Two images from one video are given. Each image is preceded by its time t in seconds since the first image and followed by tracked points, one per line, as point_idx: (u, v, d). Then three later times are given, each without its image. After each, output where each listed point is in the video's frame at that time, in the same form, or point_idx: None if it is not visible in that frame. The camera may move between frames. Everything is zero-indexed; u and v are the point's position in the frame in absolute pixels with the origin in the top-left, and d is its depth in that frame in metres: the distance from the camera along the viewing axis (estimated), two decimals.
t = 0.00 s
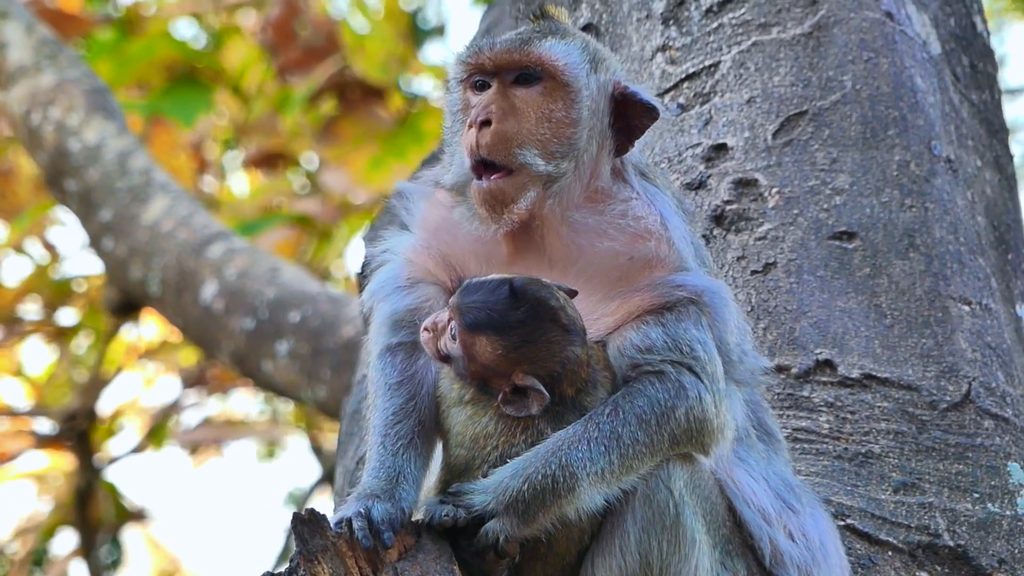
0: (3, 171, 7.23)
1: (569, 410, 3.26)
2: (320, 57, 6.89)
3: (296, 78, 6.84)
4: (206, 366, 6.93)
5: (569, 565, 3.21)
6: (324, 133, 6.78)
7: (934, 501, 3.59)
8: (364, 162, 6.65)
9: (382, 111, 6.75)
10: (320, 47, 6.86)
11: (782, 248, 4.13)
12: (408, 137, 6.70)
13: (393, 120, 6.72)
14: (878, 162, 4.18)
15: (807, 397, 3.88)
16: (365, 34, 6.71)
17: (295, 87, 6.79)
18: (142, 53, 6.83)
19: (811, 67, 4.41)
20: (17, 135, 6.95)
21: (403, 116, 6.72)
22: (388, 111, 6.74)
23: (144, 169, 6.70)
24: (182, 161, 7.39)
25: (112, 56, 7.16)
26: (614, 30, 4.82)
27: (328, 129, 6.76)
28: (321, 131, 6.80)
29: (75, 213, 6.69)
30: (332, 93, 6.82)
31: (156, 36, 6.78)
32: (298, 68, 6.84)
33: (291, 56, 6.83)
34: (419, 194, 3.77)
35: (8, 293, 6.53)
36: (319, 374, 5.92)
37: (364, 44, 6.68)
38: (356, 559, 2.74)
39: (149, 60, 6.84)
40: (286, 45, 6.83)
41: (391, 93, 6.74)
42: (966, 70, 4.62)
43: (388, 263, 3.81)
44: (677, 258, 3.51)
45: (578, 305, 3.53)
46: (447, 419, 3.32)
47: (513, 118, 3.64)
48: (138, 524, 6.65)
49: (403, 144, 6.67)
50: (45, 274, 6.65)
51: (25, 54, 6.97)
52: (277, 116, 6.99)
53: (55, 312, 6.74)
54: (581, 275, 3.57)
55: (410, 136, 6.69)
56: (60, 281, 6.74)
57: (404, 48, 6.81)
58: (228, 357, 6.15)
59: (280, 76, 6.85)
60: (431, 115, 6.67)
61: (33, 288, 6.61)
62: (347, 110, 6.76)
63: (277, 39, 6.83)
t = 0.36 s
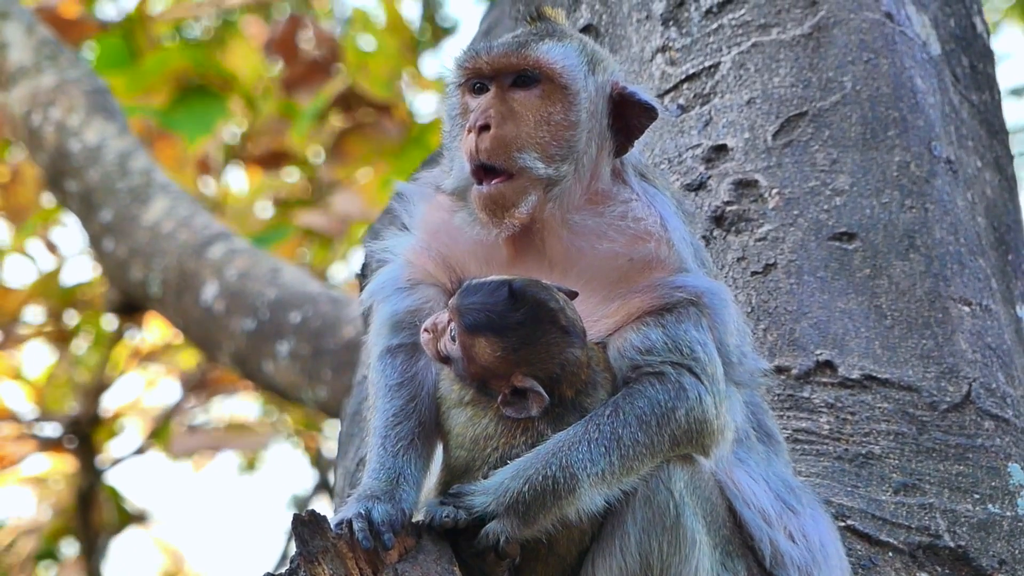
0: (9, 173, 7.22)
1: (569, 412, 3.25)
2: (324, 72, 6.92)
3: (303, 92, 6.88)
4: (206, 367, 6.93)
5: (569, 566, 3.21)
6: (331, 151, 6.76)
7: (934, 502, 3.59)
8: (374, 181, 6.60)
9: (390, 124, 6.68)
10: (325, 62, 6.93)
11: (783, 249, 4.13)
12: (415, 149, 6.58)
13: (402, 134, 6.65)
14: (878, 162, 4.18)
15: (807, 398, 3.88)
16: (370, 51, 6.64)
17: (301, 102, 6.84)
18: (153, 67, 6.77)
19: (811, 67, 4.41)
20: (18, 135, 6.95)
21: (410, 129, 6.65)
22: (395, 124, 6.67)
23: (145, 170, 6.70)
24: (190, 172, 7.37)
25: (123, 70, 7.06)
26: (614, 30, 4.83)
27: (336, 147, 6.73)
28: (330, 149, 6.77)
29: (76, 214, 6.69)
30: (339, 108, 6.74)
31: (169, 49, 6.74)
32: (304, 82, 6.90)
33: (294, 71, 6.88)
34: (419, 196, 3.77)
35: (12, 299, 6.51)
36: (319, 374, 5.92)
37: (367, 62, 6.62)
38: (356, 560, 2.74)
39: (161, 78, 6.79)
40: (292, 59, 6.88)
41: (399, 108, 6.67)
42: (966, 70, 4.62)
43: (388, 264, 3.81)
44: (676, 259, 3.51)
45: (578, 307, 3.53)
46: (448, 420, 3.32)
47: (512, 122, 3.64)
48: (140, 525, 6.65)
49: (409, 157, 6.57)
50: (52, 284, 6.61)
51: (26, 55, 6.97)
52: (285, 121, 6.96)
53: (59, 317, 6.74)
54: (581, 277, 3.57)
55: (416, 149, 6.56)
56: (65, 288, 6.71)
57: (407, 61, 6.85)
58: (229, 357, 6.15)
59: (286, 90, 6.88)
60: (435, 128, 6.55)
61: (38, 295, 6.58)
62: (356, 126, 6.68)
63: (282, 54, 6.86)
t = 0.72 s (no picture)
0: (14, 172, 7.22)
1: (571, 411, 3.25)
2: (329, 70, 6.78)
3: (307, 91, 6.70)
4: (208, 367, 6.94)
5: (570, 565, 3.20)
6: (337, 147, 6.69)
7: (936, 501, 3.59)
8: (380, 176, 6.57)
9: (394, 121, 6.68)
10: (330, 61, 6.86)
11: (785, 248, 4.13)
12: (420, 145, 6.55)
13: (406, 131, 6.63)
14: (880, 162, 4.18)
15: (809, 397, 3.88)
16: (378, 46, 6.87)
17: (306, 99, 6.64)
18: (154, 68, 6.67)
19: (813, 67, 4.41)
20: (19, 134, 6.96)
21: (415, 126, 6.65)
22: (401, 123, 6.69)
23: (147, 169, 6.71)
24: (200, 169, 7.33)
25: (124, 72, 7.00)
26: (616, 30, 4.83)
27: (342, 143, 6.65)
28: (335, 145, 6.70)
29: (77, 212, 6.69)
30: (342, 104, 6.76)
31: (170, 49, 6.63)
32: (308, 79, 6.73)
33: (299, 68, 6.71)
34: (421, 196, 3.77)
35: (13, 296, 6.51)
36: (321, 373, 5.92)
37: (376, 58, 6.85)
38: (358, 559, 2.75)
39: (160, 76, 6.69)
40: (294, 58, 6.69)
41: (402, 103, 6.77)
42: (969, 70, 4.62)
43: (390, 263, 3.81)
44: (678, 258, 3.50)
45: (580, 306, 3.53)
46: (449, 419, 3.32)
47: (513, 122, 3.65)
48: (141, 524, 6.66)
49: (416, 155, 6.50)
50: (52, 279, 6.59)
51: (28, 54, 6.97)
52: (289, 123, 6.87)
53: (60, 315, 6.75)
54: (583, 276, 3.57)
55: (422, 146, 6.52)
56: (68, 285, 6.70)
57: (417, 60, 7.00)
58: (230, 356, 6.15)
59: (290, 88, 6.72)
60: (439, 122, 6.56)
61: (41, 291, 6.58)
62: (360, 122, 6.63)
63: (286, 52, 6.70)
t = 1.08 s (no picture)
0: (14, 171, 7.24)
1: (572, 409, 3.25)
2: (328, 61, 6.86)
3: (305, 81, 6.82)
4: (209, 366, 6.95)
5: (572, 563, 3.21)
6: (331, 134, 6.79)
7: (937, 499, 3.59)
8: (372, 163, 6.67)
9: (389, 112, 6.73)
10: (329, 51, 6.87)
11: (786, 246, 4.13)
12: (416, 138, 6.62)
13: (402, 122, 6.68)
14: (881, 160, 4.18)
15: (810, 395, 3.87)
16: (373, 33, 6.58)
17: (303, 90, 6.76)
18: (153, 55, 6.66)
19: (814, 65, 4.41)
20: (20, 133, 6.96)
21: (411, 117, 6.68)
22: (397, 114, 6.69)
23: (148, 168, 6.70)
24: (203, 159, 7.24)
25: (123, 59, 6.97)
26: (617, 28, 4.83)
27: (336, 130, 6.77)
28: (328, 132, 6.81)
29: (79, 211, 6.70)
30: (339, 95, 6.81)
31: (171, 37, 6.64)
32: (307, 71, 6.81)
33: (298, 59, 6.81)
34: (422, 194, 3.77)
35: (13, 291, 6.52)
36: (322, 372, 5.93)
37: (370, 46, 6.58)
38: (359, 557, 2.74)
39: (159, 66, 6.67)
40: (293, 48, 6.83)
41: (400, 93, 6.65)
42: (969, 68, 4.62)
43: (392, 261, 3.81)
44: (679, 256, 3.50)
45: (581, 304, 3.53)
46: (450, 417, 3.32)
47: (513, 121, 3.64)
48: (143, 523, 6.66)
49: (412, 146, 6.59)
50: (53, 271, 6.65)
51: (28, 52, 6.97)
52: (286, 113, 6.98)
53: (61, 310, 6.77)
54: (584, 274, 3.57)
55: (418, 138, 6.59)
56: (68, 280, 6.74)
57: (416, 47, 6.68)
58: (231, 355, 6.15)
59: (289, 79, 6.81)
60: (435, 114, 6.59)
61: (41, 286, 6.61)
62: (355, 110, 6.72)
63: (285, 44, 6.87)
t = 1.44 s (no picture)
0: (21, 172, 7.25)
1: (576, 411, 3.24)
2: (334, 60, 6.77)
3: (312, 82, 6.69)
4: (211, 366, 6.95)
5: (575, 565, 3.22)
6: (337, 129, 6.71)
7: (941, 500, 3.59)
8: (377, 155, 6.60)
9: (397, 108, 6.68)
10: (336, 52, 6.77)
11: (790, 248, 4.13)
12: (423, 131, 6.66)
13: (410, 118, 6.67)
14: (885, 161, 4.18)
15: (814, 397, 3.88)
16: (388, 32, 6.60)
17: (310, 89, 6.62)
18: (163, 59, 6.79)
19: (818, 66, 4.41)
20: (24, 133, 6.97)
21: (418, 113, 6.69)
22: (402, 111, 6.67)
23: (152, 168, 6.69)
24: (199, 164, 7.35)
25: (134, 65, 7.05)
26: (621, 29, 4.82)
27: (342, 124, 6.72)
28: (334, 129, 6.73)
29: (82, 212, 6.71)
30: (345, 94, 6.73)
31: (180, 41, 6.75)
32: (313, 71, 6.70)
33: (305, 60, 6.73)
34: (426, 195, 3.77)
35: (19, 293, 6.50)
36: (325, 373, 5.93)
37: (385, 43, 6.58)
38: (363, 558, 2.74)
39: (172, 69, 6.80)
40: (301, 49, 6.79)
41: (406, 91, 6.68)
42: (974, 69, 4.61)
43: (396, 262, 3.82)
44: (683, 257, 3.50)
45: (586, 306, 3.53)
46: (454, 419, 3.32)
47: (517, 122, 3.65)
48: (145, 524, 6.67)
49: (416, 136, 6.61)
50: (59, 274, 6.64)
51: (32, 54, 6.98)
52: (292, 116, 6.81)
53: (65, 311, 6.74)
54: (589, 275, 3.56)
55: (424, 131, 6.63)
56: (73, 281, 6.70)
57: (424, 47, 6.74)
58: (235, 356, 6.15)
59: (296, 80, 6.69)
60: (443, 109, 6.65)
61: (46, 288, 6.57)
62: (363, 107, 6.69)
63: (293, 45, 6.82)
